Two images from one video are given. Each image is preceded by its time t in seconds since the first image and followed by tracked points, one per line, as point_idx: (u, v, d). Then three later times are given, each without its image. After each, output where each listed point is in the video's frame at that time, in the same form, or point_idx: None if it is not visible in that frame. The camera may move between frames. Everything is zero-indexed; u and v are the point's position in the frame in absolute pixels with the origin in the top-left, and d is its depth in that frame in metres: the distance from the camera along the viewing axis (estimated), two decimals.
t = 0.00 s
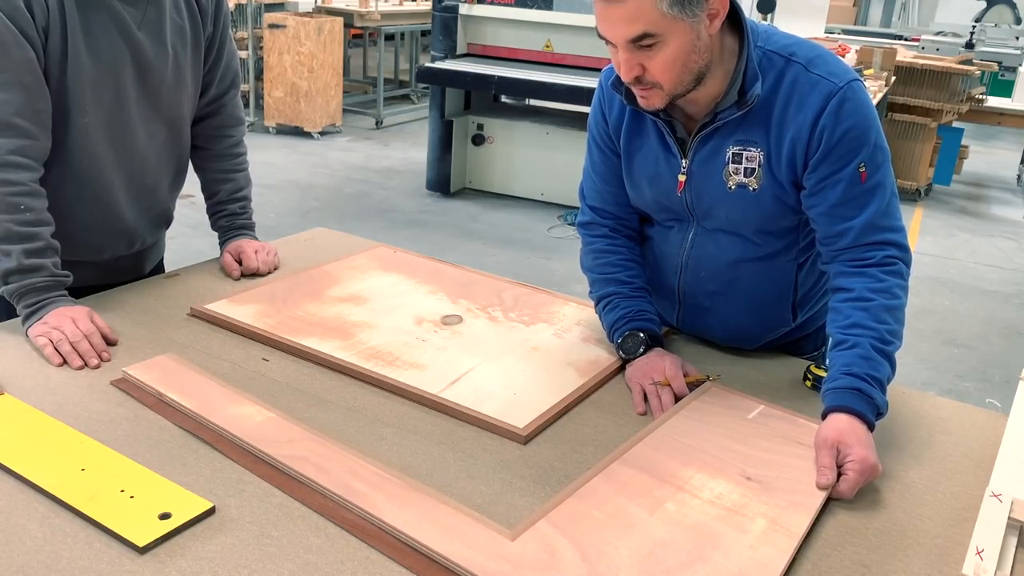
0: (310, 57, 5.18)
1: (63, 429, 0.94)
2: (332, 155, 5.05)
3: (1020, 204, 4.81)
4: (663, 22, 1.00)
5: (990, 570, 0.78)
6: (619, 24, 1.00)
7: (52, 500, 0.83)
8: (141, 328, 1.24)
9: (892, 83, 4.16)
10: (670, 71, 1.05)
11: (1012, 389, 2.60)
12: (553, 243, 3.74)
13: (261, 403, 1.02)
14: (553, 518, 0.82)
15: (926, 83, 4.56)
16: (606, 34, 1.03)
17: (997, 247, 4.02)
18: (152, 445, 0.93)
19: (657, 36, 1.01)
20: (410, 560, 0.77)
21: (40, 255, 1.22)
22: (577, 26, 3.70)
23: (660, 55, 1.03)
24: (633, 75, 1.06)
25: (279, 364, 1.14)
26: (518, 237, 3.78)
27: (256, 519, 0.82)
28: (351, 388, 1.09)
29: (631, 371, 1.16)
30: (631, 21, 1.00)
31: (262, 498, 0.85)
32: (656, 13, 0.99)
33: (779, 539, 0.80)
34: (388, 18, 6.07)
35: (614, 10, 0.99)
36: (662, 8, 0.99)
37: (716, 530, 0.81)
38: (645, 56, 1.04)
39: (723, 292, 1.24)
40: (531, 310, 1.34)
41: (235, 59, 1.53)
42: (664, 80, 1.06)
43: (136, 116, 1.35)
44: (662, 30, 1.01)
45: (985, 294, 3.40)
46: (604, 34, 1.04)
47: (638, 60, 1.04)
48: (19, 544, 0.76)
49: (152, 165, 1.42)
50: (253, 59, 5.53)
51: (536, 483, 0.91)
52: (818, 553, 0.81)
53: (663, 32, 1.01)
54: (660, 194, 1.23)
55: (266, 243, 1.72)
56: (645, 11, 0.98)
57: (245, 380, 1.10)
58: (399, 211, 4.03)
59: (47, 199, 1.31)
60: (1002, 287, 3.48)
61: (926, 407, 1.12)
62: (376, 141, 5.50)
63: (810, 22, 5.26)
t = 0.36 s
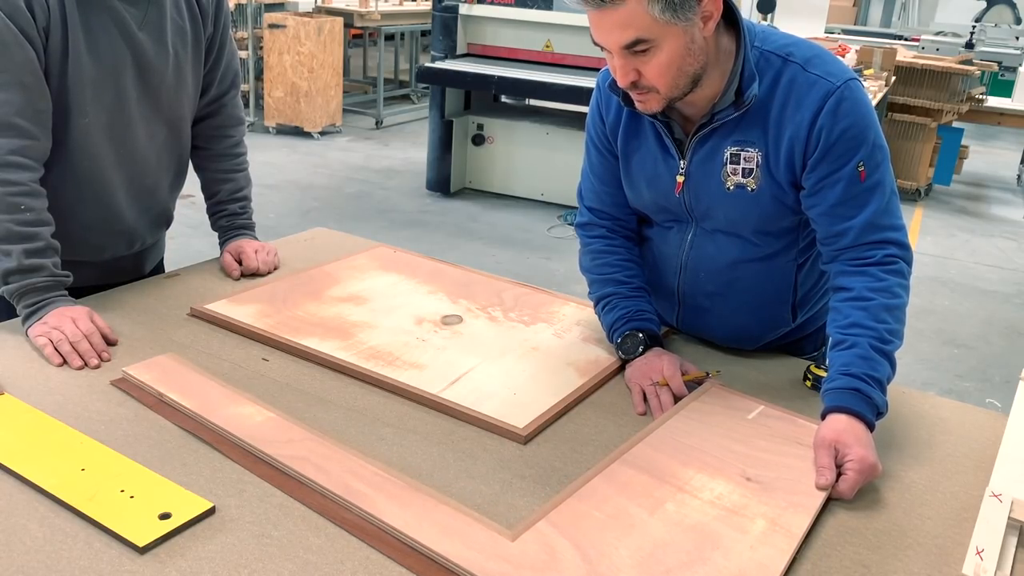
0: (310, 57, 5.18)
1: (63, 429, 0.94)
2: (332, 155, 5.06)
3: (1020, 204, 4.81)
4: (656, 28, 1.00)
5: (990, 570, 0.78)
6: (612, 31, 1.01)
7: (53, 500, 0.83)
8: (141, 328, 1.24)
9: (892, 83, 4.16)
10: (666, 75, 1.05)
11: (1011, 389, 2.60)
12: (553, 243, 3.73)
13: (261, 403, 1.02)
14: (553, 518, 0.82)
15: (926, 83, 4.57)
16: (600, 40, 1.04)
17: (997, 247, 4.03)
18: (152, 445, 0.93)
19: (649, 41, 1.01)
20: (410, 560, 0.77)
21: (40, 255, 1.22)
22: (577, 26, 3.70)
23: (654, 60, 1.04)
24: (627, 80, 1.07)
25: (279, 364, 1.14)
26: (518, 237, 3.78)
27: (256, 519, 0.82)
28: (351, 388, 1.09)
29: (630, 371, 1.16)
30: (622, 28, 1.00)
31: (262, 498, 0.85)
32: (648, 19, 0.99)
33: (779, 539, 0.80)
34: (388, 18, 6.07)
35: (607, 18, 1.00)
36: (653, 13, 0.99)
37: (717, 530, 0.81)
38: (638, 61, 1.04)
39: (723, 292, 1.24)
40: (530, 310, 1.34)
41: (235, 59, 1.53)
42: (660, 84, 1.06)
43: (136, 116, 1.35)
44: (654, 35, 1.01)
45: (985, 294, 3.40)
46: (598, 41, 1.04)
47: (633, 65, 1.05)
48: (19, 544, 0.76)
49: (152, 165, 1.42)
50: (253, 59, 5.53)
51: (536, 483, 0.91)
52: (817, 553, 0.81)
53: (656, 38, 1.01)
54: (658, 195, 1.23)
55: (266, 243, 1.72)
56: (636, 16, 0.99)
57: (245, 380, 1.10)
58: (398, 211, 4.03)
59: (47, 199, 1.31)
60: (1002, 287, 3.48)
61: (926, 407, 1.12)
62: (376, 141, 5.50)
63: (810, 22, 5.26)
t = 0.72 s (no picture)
0: (310, 57, 5.18)
1: (63, 429, 0.94)
2: (332, 155, 5.06)
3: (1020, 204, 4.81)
4: (659, 31, 1.00)
5: (990, 570, 0.78)
6: (615, 36, 1.01)
7: (52, 500, 0.83)
8: (142, 328, 1.24)
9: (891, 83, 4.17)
10: (670, 78, 1.05)
11: (1011, 389, 2.60)
12: (553, 243, 3.73)
13: (261, 403, 1.03)
14: (553, 519, 0.82)
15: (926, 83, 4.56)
16: (603, 46, 1.04)
17: (997, 247, 4.03)
18: (152, 445, 0.93)
19: (650, 45, 1.01)
20: (410, 559, 0.77)
21: (40, 255, 1.22)
22: (577, 26, 3.70)
23: (658, 63, 1.04)
24: (632, 84, 1.07)
25: (279, 364, 1.14)
26: (518, 237, 3.78)
27: (257, 519, 0.82)
28: (351, 388, 1.09)
29: (630, 371, 1.15)
30: (625, 33, 1.00)
31: (263, 498, 0.85)
32: (650, 23, 0.99)
33: (778, 541, 0.80)
34: (388, 18, 6.07)
35: (610, 24, 1.00)
36: (655, 18, 0.99)
37: (717, 532, 0.81)
38: (641, 65, 1.04)
39: (723, 292, 1.24)
40: (530, 310, 1.34)
41: (236, 59, 1.53)
42: (664, 86, 1.06)
43: (137, 116, 1.35)
44: (658, 39, 1.01)
45: (985, 295, 3.40)
46: (601, 46, 1.05)
47: (636, 69, 1.05)
48: (19, 544, 0.76)
49: (153, 165, 1.42)
50: (253, 59, 5.53)
51: (536, 482, 0.91)
52: (817, 553, 0.81)
53: (659, 41, 1.01)
54: (657, 195, 1.24)
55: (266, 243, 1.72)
56: (640, 21, 0.99)
57: (245, 380, 1.10)
58: (398, 211, 4.03)
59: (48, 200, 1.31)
60: (1002, 287, 3.48)
61: (926, 407, 1.12)
62: (376, 141, 5.50)
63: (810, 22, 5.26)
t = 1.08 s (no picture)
0: (310, 57, 5.18)
1: (63, 428, 0.95)
2: (332, 155, 5.06)
3: (1020, 204, 4.81)
4: (662, 40, 1.00)
5: (990, 570, 0.78)
6: (617, 46, 1.01)
7: (52, 500, 0.83)
8: (141, 328, 1.24)
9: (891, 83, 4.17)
10: (673, 83, 1.05)
11: (1012, 389, 2.60)
12: (553, 243, 3.73)
13: (261, 403, 1.03)
14: (553, 521, 0.82)
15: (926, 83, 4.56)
16: (606, 55, 1.04)
17: (997, 247, 4.03)
18: (152, 445, 0.93)
19: (654, 54, 1.01)
20: (411, 559, 0.77)
21: (40, 255, 1.22)
22: (577, 26, 3.70)
23: (662, 70, 1.04)
24: (636, 90, 1.07)
25: (279, 364, 1.14)
26: (518, 237, 3.78)
27: (257, 519, 0.82)
28: (351, 388, 1.09)
29: (630, 372, 1.15)
30: (628, 42, 1.00)
31: (262, 498, 0.85)
32: (653, 31, 0.99)
33: (778, 546, 0.80)
34: (388, 18, 6.07)
35: (613, 34, 1.00)
36: (658, 27, 0.99)
37: (716, 535, 0.81)
38: (646, 72, 1.04)
39: (725, 294, 1.24)
40: (531, 310, 1.34)
41: (236, 59, 1.53)
42: (668, 91, 1.06)
43: (139, 116, 1.34)
44: (662, 48, 1.01)
45: (985, 294, 3.40)
46: (603, 54, 1.05)
47: (641, 76, 1.05)
48: (19, 544, 0.76)
49: (154, 165, 1.42)
50: (253, 59, 5.53)
51: (536, 483, 0.91)
52: (817, 553, 0.81)
53: (663, 49, 1.01)
54: (659, 196, 1.23)
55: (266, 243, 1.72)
56: (643, 30, 0.99)
57: (246, 380, 1.10)
58: (398, 211, 4.04)
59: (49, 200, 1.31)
60: (1002, 287, 3.48)
61: (926, 407, 1.12)
62: (376, 141, 5.50)
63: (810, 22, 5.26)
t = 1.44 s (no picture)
0: (310, 57, 5.18)
1: (63, 429, 0.94)
2: (332, 155, 5.06)
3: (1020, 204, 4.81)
4: (665, 43, 1.00)
5: (989, 570, 0.78)
6: (620, 50, 1.01)
7: (52, 500, 0.83)
8: (141, 328, 1.24)
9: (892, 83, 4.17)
10: (676, 85, 1.05)
11: (1012, 389, 2.59)
12: (553, 243, 3.73)
13: (261, 403, 1.03)
14: (554, 521, 0.82)
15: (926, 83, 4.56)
16: (608, 58, 1.04)
17: (997, 246, 4.03)
18: (152, 445, 0.93)
19: (656, 57, 1.01)
20: (411, 559, 0.77)
21: (40, 255, 1.22)
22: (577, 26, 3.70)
23: (666, 73, 1.04)
24: (640, 94, 1.07)
25: (279, 364, 1.14)
26: (518, 237, 3.78)
27: (256, 519, 0.82)
28: (351, 388, 1.09)
29: (629, 372, 1.15)
30: (630, 45, 1.00)
31: (262, 498, 0.85)
32: (656, 35, 0.99)
33: (778, 546, 0.80)
34: (388, 18, 6.06)
35: (616, 39, 1.00)
36: (660, 31, 0.99)
37: (716, 536, 0.81)
38: (649, 76, 1.04)
39: (725, 293, 1.24)
40: (531, 310, 1.34)
41: (236, 58, 1.53)
42: (671, 94, 1.06)
43: (140, 116, 1.35)
44: (664, 50, 1.01)
45: (985, 295, 3.40)
46: (605, 58, 1.05)
47: (644, 80, 1.05)
48: (19, 544, 0.76)
49: (154, 165, 1.42)
50: (253, 59, 5.53)
51: (536, 483, 0.91)
52: (817, 553, 0.81)
53: (666, 52, 1.01)
54: (661, 196, 1.23)
55: (267, 243, 1.72)
56: (645, 34, 0.99)
57: (245, 380, 1.09)
58: (398, 211, 4.04)
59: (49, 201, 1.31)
60: (1002, 287, 3.48)
61: (926, 407, 1.12)
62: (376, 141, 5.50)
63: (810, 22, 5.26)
